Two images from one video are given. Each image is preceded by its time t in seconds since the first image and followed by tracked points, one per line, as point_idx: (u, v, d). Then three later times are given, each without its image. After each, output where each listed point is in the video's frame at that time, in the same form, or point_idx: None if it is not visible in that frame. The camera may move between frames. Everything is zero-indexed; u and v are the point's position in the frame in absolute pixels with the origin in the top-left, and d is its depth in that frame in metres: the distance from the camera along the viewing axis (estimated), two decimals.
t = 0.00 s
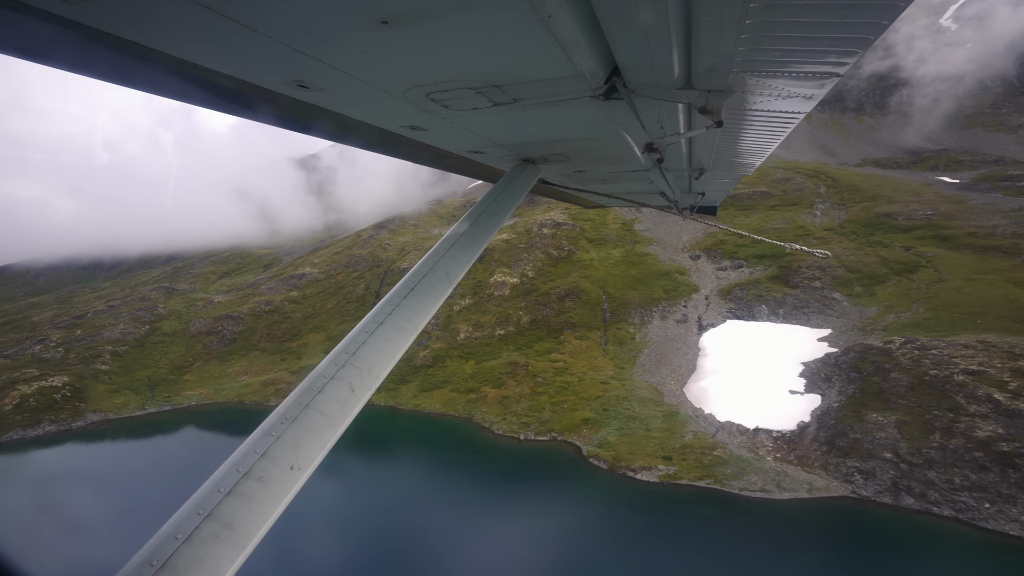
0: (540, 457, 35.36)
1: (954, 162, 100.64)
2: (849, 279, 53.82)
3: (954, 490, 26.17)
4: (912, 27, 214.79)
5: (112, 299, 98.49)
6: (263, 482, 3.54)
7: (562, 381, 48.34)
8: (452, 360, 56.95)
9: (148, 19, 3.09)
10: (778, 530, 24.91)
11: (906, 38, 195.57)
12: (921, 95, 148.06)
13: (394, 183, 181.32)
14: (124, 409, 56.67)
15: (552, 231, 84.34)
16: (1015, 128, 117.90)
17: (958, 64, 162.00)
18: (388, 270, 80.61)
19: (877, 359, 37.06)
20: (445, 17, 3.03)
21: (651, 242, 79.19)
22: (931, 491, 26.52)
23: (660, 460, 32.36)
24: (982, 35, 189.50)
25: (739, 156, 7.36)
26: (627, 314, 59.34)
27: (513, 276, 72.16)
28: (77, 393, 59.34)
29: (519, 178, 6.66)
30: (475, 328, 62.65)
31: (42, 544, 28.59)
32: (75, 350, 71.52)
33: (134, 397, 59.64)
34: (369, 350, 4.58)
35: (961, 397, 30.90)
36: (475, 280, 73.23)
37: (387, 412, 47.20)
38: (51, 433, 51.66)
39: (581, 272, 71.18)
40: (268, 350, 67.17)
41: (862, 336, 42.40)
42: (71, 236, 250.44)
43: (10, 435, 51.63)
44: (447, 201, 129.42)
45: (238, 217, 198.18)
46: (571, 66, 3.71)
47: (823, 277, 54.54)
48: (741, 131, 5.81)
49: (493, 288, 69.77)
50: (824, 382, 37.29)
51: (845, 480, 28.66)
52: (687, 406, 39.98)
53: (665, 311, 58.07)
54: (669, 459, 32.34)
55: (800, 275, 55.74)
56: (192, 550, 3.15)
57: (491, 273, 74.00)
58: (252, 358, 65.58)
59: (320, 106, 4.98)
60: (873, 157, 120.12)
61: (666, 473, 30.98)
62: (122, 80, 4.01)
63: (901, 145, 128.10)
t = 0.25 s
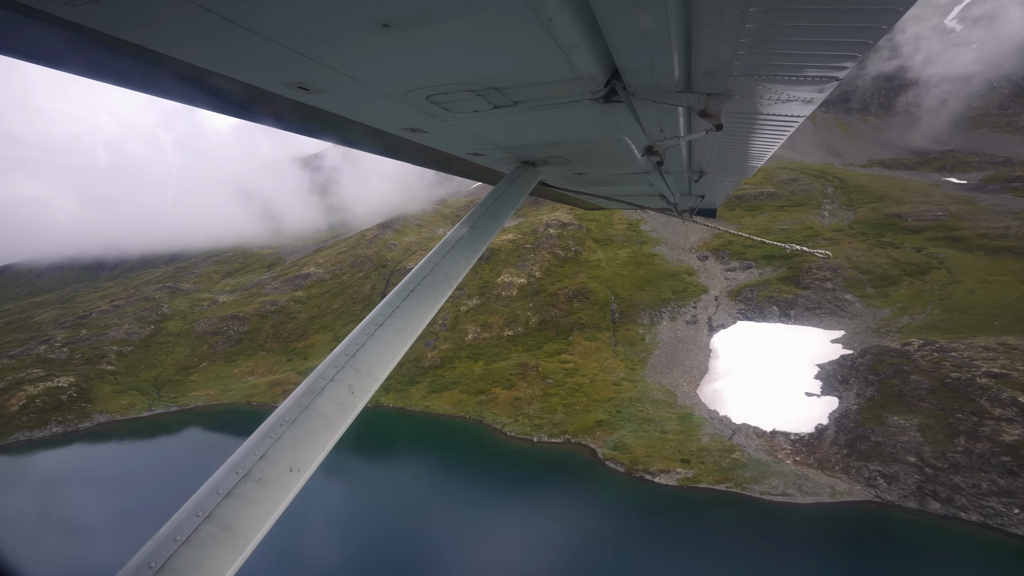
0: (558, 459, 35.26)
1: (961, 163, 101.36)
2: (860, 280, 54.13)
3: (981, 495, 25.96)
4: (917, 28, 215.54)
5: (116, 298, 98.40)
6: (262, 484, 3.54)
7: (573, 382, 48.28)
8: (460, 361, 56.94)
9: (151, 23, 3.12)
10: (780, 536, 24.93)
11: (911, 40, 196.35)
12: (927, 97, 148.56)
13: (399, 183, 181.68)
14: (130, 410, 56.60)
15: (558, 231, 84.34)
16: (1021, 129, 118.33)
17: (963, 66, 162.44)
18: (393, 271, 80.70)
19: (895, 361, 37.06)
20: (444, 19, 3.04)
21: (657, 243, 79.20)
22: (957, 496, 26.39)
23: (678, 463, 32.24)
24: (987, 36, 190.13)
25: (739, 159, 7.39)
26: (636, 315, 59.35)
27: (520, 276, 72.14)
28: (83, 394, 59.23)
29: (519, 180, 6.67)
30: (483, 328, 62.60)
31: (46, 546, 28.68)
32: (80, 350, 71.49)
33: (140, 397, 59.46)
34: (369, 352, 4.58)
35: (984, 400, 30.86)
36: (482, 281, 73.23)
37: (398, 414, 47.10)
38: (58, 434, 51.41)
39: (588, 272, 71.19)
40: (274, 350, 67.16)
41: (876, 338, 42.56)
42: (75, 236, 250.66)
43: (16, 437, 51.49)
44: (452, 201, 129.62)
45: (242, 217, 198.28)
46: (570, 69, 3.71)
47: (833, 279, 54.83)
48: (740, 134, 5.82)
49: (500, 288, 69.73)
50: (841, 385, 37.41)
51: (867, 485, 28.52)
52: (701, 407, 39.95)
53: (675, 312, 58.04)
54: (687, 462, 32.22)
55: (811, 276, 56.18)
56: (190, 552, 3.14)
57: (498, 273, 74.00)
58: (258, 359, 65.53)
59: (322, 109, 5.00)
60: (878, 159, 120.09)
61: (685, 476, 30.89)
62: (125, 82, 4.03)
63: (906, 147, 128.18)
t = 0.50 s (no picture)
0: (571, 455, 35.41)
1: (967, 158, 101.93)
2: (869, 275, 54.17)
3: (1001, 492, 26.21)
4: (922, 22, 215.39)
5: (118, 291, 98.02)
6: (260, 477, 3.56)
7: (583, 376, 48.42)
8: (467, 355, 57.08)
9: (146, 13, 3.08)
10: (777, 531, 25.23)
11: (917, 33, 196.00)
12: (932, 92, 148.75)
13: (401, 175, 181.10)
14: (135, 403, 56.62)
15: (563, 225, 84.19)
16: None
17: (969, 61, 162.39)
18: (397, 264, 80.63)
19: (909, 357, 37.07)
20: (442, 11, 3.01)
21: (663, 237, 79.10)
22: (976, 492, 26.64)
23: (694, 458, 32.22)
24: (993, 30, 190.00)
25: (739, 155, 7.36)
26: (643, 309, 59.53)
27: (526, 270, 72.06)
28: (87, 388, 59.03)
29: (517, 175, 6.64)
30: (489, 322, 62.63)
31: (51, 539, 28.94)
32: (84, 344, 71.36)
33: (145, 391, 59.33)
34: (366, 345, 4.58)
35: (1002, 396, 31.12)
36: (487, 275, 73.18)
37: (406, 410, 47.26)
38: (64, 429, 51.14)
39: (594, 266, 71.20)
40: (278, 344, 67.20)
41: (888, 333, 42.73)
42: (74, 228, 249.09)
43: (22, 431, 51.44)
44: (455, 194, 129.37)
45: (242, 209, 197.28)
46: (569, 62, 3.69)
47: (843, 274, 55.06)
48: (741, 129, 5.80)
49: (506, 282, 69.70)
50: (854, 380, 37.38)
51: (885, 480, 28.73)
52: (713, 402, 40.15)
53: (682, 306, 58.16)
54: (702, 457, 32.18)
55: (819, 271, 56.24)
56: (187, 544, 3.16)
57: (503, 267, 73.93)
58: (263, 352, 65.52)
59: (321, 102, 4.98)
60: (883, 154, 119.74)
61: (701, 471, 30.83)
62: (122, 75, 4.01)
63: (912, 142, 127.82)
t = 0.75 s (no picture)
0: (586, 445, 35.88)
1: (971, 142, 102.06)
2: (879, 262, 54.50)
3: None
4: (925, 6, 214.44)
5: (118, 286, 97.35)
6: (259, 472, 3.61)
7: (593, 366, 48.67)
8: (475, 345, 57.31)
9: (134, 4, 3.04)
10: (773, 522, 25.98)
11: (920, 16, 194.76)
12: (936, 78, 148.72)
13: (401, 164, 179.89)
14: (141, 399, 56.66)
15: (566, 214, 83.86)
16: None
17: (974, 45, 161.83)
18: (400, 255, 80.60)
19: (925, 344, 37.51)
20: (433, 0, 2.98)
21: (667, 225, 78.99)
22: (999, 479, 27.00)
23: (711, 448, 32.65)
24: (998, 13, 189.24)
25: (737, 143, 7.32)
26: (651, 298, 59.70)
27: (531, 260, 71.95)
28: (93, 384, 58.66)
29: (513, 165, 6.62)
30: (496, 313, 62.68)
31: (59, 535, 29.37)
32: (87, 339, 71.13)
33: (151, 387, 59.19)
34: (363, 340, 4.60)
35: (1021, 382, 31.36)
36: (492, 265, 73.14)
37: (417, 402, 47.57)
38: (71, 426, 50.85)
39: (599, 255, 71.15)
40: (282, 337, 67.24)
41: (900, 320, 43.14)
42: (70, 223, 246.25)
43: (30, 429, 51.22)
44: (455, 184, 128.72)
45: (241, 202, 195.50)
46: (564, 51, 3.65)
47: (851, 261, 55.36)
48: (738, 118, 5.78)
49: (511, 272, 69.64)
50: (868, 367, 37.88)
51: (905, 468, 29.05)
52: (726, 391, 40.43)
53: (689, 295, 58.31)
54: (719, 447, 32.63)
55: (827, 258, 56.70)
56: (188, 539, 3.21)
57: (508, 257, 73.79)
58: (268, 346, 65.56)
59: (315, 94, 4.93)
60: (886, 140, 119.27)
61: (719, 461, 31.29)
62: (112, 67, 3.96)
63: (915, 128, 127.28)
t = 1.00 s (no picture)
0: (601, 437, 36.27)
1: (974, 129, 102.01)
2: (887, 251, 54.72)
3: None
4: None
5: (119, 285, 96.79)
6: (259, 474, 3.65)
7: (603, 359, 48.77)
8: (482, 340, 57.40)
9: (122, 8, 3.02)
10: (770, 510, 26.57)
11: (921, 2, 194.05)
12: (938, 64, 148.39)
13: (401, 157, 179.04)
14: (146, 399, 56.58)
15: (568, 206, 83.63)
16: None
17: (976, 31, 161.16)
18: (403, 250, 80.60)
19: (941, 333, 37.60)
20: None
21: (671, 217, 78.90)
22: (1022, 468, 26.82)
23: (728, 441, 32.85)
24: None
25: (731, 136, 7.33)
26: (658, 290, 59.64)
27: (535, 253, 71.90)
28: (98, 384, 58.67)
29: (508, 161, 6.62)
30: (502, 307, 62.69)
31: (66, 534, 29.68)
32: (90, 339, 70.96)
33: (157, 386, 59.10)
34: (361, 339, 4.63)
35: None
36: (496, 259, 73.13)
37: (427, 398, 47.71)
38: (79, 427, 50.81)
39: (604, 247, 71.05)
40: (287, 334, 67.25)
41: (910, 309, 43.40)
42: (67, 223, 244.13)
43: (36, 431, 50.96)
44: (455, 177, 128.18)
45: (240, 199, 194.23)
46: (556, 46, 3.65)
47: (859, 250, 55.59)
48: (733, 111, 5.78)
49: (516, 265, 69.64)
50: (883, 357, 38.03)
51: (926, 458, 29.04)
52: (739, 382, 40.60)
53: (696, 286, 58.39)
54: (737, 439, 32.82)
55: (835, 248, 57.14)
56: (189, 542, 3.26)
57: (512, 250, 73.71)
58: (272, 343, 65.58)
59: (310, 92, 4.92)
60: (888, 128, 118.97)
61: (737, 453, 31.52)
62: (102, 68, 3.94)
63: (917, 116, 127.32)
